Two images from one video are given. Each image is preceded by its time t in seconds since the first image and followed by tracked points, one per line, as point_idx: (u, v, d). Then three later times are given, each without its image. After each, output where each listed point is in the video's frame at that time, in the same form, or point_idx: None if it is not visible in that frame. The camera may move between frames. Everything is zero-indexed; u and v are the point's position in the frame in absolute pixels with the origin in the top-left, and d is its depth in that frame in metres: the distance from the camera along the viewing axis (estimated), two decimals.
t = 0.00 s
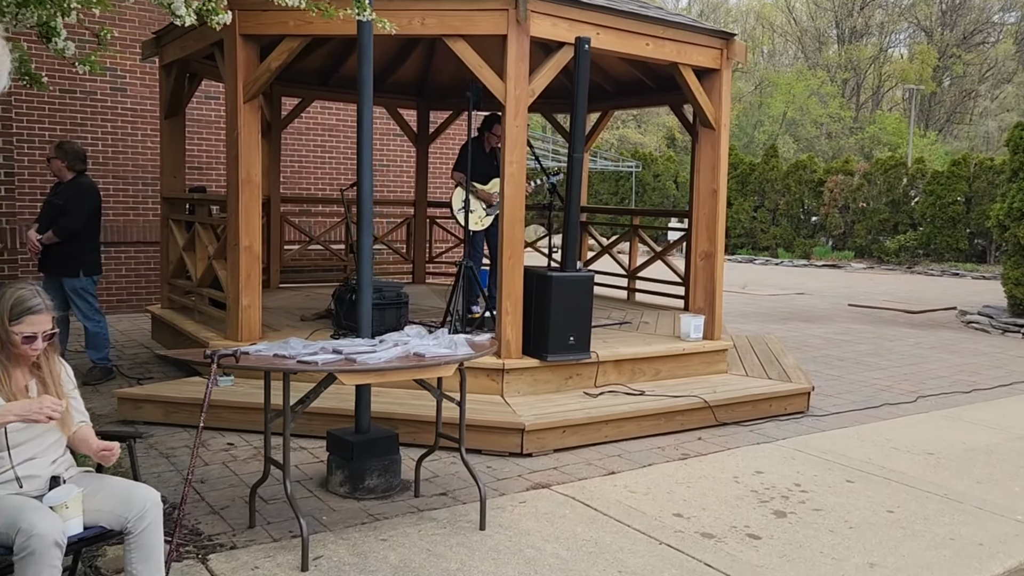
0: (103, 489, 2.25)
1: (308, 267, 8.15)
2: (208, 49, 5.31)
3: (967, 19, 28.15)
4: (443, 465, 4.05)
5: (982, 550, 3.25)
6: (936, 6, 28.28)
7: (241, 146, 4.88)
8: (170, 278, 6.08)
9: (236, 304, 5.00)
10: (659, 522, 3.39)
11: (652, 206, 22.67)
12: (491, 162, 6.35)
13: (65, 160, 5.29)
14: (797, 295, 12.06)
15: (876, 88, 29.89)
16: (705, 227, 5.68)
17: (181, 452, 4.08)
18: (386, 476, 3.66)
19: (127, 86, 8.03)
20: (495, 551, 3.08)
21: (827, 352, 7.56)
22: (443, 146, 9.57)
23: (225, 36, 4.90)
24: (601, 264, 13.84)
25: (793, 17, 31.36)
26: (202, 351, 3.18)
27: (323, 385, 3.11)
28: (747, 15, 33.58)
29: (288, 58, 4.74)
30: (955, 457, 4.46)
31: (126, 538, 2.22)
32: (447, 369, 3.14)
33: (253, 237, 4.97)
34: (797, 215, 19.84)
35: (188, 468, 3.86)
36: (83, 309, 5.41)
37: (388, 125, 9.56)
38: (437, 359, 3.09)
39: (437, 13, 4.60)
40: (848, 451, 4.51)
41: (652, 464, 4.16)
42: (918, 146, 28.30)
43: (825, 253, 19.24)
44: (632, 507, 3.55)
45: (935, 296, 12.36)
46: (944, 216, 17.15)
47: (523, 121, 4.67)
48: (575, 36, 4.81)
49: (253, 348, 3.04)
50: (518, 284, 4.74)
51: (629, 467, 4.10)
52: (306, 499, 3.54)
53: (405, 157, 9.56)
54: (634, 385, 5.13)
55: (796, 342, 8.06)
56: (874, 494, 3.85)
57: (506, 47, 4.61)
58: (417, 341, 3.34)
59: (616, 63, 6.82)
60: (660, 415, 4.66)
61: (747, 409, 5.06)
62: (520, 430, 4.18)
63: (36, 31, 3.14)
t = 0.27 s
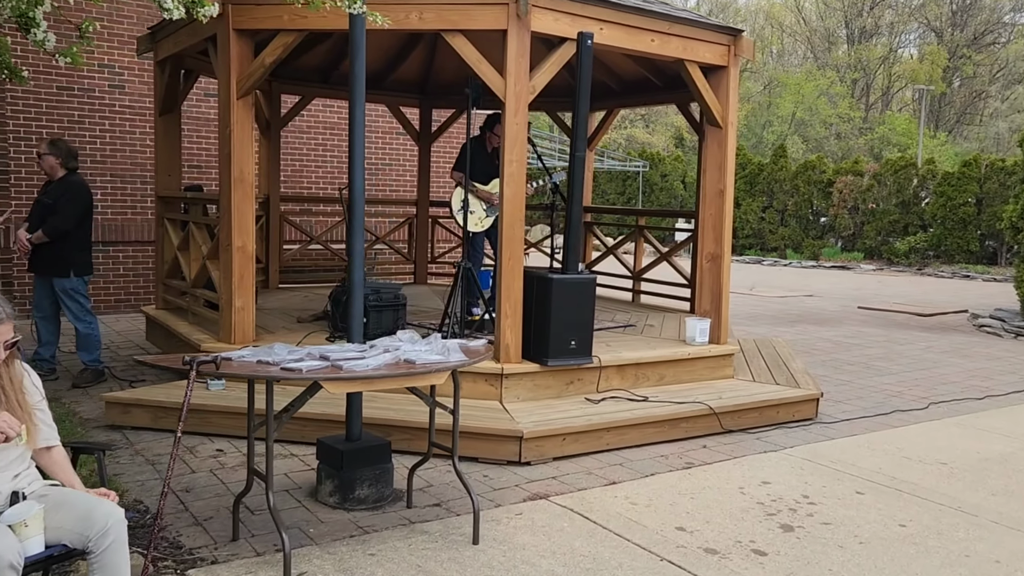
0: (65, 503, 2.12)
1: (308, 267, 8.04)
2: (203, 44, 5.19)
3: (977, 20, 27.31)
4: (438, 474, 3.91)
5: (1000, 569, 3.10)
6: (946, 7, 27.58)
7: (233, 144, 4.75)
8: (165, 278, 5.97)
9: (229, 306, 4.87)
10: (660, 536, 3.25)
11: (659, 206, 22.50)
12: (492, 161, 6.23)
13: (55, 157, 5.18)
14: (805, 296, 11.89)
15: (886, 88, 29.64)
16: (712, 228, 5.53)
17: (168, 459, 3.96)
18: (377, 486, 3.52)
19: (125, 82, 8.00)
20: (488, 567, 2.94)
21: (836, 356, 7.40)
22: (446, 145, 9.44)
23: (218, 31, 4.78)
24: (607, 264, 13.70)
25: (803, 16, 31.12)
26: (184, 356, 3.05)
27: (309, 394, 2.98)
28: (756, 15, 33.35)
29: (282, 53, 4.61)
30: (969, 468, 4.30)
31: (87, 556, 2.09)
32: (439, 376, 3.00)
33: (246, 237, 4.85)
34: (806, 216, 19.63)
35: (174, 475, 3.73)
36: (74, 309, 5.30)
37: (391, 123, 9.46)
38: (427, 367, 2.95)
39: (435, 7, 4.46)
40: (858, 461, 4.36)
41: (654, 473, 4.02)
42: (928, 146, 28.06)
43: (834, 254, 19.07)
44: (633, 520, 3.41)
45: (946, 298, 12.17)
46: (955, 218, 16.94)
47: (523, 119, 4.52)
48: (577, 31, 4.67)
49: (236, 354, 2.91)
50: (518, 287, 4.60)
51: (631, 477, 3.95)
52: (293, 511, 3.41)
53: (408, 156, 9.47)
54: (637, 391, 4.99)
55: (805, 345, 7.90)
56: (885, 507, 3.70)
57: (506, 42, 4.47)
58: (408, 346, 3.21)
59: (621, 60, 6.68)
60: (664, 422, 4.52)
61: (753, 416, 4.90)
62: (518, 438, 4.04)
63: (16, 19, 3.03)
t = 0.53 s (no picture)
0: (19, 516, 2.02)
1: (309, 266, 7.94)
2: (197, 39, 5.09)
3: (990, 16, 26.70)
4: (433, 480, 3.80)
5: None
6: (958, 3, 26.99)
7: (226, 140, 4.64)
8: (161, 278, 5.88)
9: (223, 306, 4.76)
10: (660, 547, 3.13)
11: (668, 204, 22.34)
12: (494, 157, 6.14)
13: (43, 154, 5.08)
14: (815, 295, 11.73)
15: (898, 85, 29.38)
16: (718, 226, 5.37)
17: (156, 463, 3.86)
18: (368, 493, 3.41)
19: (125, 79, 7.97)
20: None
21: (846, 356, 7.26)
22: (450, 143, 9.33)
23: (211, 25, 4.67)
24: (615, 262, 13.58)
25: (813, 13, 30.85)
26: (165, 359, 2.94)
27: (291, 400, 2.85)
28: (767, 11, 33.10)
29: (276, 47, 4.50)
30: (983, 474, 4.15)
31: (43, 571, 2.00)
32: (428, 381, 2.89)
33: (240, 236, 4.74)
34: (816, 214, 19.43)
35: (161, 481, 3.63)
36: (67, 310, 5.21)
37: (394, 120, 9.36)
38: (416, 371, 2.83)
39: None
40: (868, 467, 4.21)
41: (657, 480, 3.89)
42: (940, 144, 27.79)
43: (844, 252, 18.89)
44: (632, 530, 3.28)
45: (958, 298, 11.99)
46: (967, 216, 16.73)
47: (523, 114, 4.39)
48: (579, 23, 4.54)
49: (217, 358, 2.79)
50: (517, 287, 4.48)
51: (632, 483, 3.83)
52: (281, 518, 3.30)
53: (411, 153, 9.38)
54: (641, 393, 4.86)
55: (813, 346, 7.75)
56: (896, 516, 3.56)
57: (505, 35, 4.34)
58: (398, 349, 3.09)
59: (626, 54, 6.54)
60: (668, 425, 4.39)
61: (760, 420, 4.77)
62: (516, 443, 3.92)
63: None
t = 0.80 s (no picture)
0: None
1: (308, 264, 7.85)
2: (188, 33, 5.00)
3: (1004, 10, 26.09)
4: (423, 484, 3.69)
5: None
6: None
7: (216, 135, 4.54)
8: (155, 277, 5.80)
9: (213, 304, 4.67)
10: (654, 556, 3.01)
11: (677, 201, 22.18)
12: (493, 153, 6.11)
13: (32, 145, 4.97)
14: (824, 293, 11.57)
15: (910, 80, 29.11)
16: (721, 222, 5.24)
17: (141, 466, 3.77)
18: (354, 498, 3.31)
19: (123, 76, 7.90)
20: None
21: (854, 355, 7.12)
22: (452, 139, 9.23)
23: (200, 18, 4.58)
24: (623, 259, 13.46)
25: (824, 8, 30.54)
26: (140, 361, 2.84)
27: (269, 405, 2.75)
28: (777, 6, 32.83)
29: (267, 40, 4.40)
30: (994, 479, 4.01)
31: None
32: (412, 383, 2.77)
33: (231, 234, 4.65)
34: (826, 210, 19.23)
35: (144, 484, 3.55)
36: (58, 308, 5.13)
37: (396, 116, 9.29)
38: (398, 372, 2.72)
39: None
40: (874, 470, 4.08)
41: (654, 484, 3.77)
42: (953, 139, 27.49)
43: (854, 249, 18.70)
44: (626, 537, 3.17)
45: (970, 295, 11.80)
46: (980, 212, 16.51)
47: (518, 108, 4.26)
48: (575, 14, 4.42)
49: (192, 360, 2.69)
50: (512, 285, 4.37)
51: (628, 488, 3.72)
52: (264, 524, 3.20)
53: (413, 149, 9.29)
54: (640, 394, 4.74)
55: (821, 344, 7.61)
56: (901, 523, 3.43)
57: (499, 26, 4.23)
58: (382, 350, 2.98)
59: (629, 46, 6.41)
60: (667, 428, 4.27)
61: (763, 422, 4.64)
62: (509, 446, 3.82)
63: None
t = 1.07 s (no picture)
0: None
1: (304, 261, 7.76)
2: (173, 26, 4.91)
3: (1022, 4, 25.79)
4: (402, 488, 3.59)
5: None
6: None
7: (198, 130, 4.45)
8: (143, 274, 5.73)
9: (196, 302, 4.59)
10: (633, 565, 2.90)
11: (686, 197, 22.01)
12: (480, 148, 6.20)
13: (35, 140, 4.84)
14: (831, 291, 11.41)
15: (924, 76, 28.77)
16: (716, 219, 5.12)
17: (115, 468, 3.69)
18: (326, 503, 3.21)
19: (119, 72, 7.83)
20: None
21: (857, 355, 6.98)
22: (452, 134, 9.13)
23: (182, 11, 4.49)
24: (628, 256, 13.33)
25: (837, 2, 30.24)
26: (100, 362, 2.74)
27: (229, 409, 2.64)
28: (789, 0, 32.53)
29: (249, 33, 4.31)
30: (994, 485, 3.87)
31: None
32: (378, 386, 2.67)
33: (214, 230, 4.56)
34: (836, 206, 19.01)
35: (116, 487, 3.47)
36: (43, 306, 5.06)
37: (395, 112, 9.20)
38: (362, 375, 2.61)
39: None
40: (869, 475, 3.95)
41: (640, 489, 3.66)
42: (967, 135, 27.15)
43: (865, 246, 18.49)
44: (607, 545, 3.06)
45: (980, 293, 11.60)
46: (993, 208, 16.26)
47: (504, 102, 4.16)
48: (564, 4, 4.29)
49: (151, 361, 2.59)
50: (499, 283, 4.26)
51: (613, 493, 3.61)
52: (233, 530, 3.10)
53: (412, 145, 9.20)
54: (632, 395, 4.63)
55: (824, 343, 7.47)
56: (895, 531, 3.30)
57: (485, 17, 4.11)
58: (351, 352, 2.88)
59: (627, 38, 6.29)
60: (657, 430, 4.16)
61: (757, 424, 4.52)
62: (491, 449, 3.71)
63: None
